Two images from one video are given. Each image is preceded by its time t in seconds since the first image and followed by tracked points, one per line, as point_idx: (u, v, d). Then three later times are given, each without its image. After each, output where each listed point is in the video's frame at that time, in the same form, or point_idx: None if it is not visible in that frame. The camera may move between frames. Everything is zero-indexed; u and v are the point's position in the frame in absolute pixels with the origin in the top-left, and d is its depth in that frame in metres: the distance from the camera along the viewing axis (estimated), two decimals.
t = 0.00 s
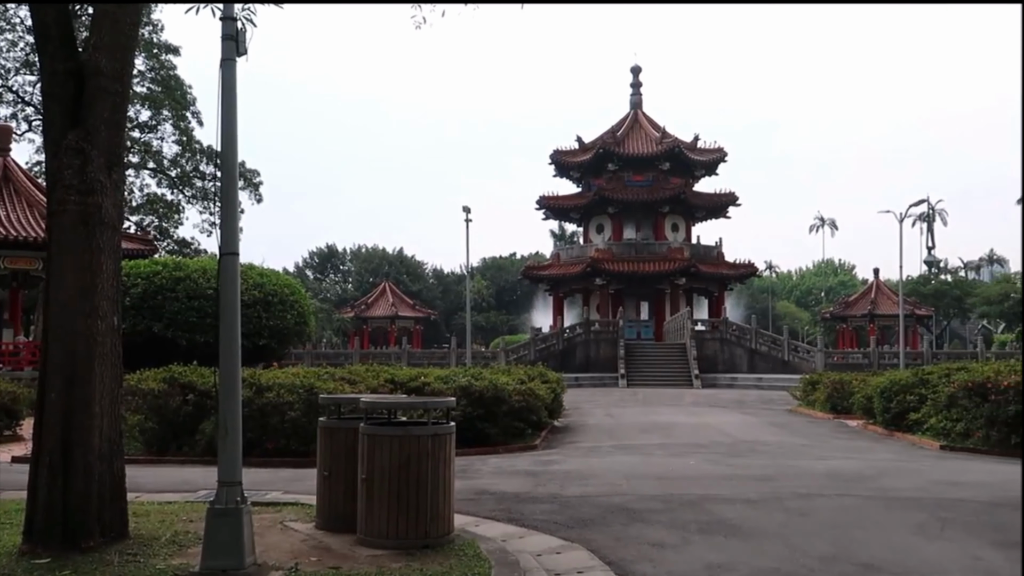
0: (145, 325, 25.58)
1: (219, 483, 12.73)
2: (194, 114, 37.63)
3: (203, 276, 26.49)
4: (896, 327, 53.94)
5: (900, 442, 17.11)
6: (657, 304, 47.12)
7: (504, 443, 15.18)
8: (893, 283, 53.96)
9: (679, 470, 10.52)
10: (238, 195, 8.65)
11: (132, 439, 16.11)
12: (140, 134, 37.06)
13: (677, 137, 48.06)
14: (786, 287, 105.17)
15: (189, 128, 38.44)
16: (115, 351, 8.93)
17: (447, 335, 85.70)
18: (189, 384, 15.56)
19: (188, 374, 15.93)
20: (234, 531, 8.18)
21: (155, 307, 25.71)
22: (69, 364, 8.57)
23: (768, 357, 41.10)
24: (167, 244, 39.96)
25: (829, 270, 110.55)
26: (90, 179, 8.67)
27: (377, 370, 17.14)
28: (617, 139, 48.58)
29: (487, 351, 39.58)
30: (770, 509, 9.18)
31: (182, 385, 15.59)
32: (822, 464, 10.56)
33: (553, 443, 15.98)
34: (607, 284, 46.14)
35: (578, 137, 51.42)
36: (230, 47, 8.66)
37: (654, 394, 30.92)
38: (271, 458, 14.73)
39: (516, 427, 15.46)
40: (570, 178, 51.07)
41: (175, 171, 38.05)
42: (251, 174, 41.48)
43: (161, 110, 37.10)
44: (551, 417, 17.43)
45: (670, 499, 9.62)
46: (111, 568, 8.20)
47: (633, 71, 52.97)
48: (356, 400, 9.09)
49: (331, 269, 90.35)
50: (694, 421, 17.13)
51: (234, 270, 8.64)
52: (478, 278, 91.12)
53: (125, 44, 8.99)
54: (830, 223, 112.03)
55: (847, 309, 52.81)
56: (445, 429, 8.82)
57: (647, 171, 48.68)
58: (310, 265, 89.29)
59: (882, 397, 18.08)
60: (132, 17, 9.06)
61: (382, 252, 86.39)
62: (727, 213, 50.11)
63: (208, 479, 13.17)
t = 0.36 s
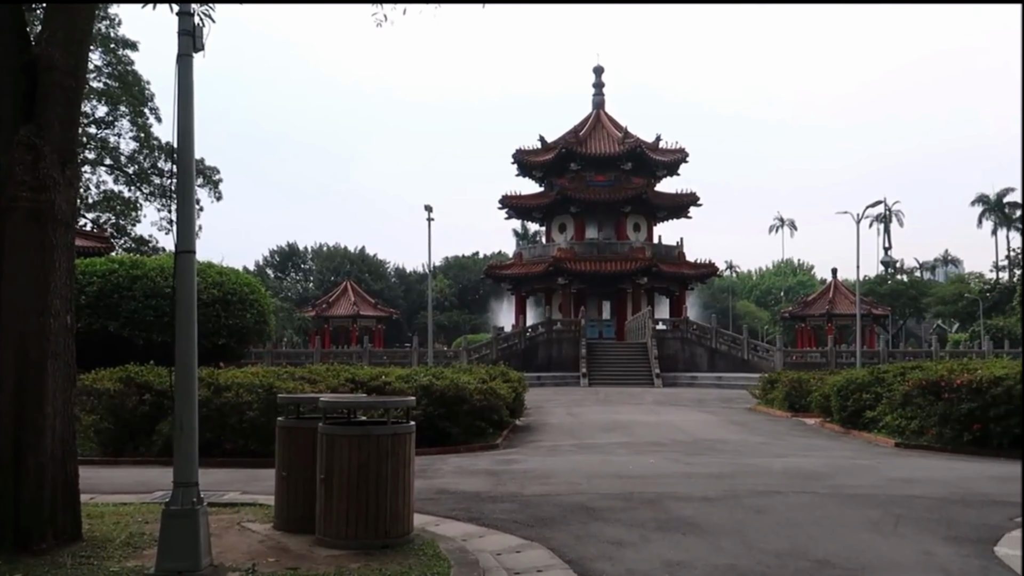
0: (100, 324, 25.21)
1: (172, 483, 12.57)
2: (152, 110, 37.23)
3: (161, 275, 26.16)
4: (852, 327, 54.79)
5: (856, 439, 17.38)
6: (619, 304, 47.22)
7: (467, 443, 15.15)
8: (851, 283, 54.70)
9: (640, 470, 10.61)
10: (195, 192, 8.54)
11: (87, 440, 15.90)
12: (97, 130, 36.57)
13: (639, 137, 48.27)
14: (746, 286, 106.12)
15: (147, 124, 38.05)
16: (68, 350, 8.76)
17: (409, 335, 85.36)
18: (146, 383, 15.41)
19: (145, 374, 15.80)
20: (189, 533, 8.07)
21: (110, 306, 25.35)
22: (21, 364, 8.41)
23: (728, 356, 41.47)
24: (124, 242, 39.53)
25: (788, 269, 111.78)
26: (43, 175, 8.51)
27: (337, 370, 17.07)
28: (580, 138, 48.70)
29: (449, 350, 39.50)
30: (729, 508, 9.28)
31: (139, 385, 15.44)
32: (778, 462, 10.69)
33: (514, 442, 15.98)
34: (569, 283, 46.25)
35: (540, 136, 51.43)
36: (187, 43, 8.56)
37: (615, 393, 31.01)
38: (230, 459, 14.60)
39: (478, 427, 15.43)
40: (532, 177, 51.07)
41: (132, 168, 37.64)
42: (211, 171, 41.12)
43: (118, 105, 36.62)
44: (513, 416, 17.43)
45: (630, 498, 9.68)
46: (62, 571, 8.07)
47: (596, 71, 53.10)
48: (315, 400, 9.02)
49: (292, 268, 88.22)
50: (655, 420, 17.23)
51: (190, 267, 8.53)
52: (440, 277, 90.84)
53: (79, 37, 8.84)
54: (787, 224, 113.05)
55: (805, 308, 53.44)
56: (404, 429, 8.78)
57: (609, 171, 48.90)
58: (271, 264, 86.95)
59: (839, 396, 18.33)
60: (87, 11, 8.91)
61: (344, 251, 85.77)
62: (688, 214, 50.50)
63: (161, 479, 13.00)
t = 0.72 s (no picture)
0: (63, 319, 24.90)
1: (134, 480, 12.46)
2: (116, 102, 36.82)
3: (125, 269, 25.90)
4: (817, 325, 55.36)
5: (820, 435, 17.62)
6: (587, 300, 47.80)
7: (434, 439, 15.15)
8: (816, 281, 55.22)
9: (607, 466, 10.67)
10: (158, 185, 8.44)
11: (49, 436, 15.72)
12: (60, 122, 36.09)
13: (607, 134, 48.38)
14: (713, 283, 106.73)
15: (111, 117, 37.66)
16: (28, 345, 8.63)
17: (377, 331, 85.01)
18: (109, 379, 15.27)
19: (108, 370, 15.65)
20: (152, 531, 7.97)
21: (73, 301, 25.02)
22: None
23: (695, 353, 41.75)
24: (87, 236, 39.08)
25: (754, 266, 112.74)
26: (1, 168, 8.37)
27: (305, 365, 17.01)
28: (549, 135, 48.71)
29: (417, 346, 39.43)
30: (694, 504, 9.36)
31: (102, 381, 15.29)
32: (743, 458, 10.80)
33: (481, 438, 16.01)
34: (537, 280, 46.27)
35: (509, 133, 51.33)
36: (150, 35, 8.46)
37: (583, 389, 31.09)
38: (195, 455, 14.50)
39: (446, 423, 15.43)
40: (502, 174, 51.04)
41: (96, 161, 37.22)
42: (176, 165, 40.71)
43: (82, 97, 36.16)
44: (481, 412, 17.46)
45: (596, 495, 9.74)
46: (22, 570, 7.96)
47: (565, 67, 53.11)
48: (280, 396, 8.96)
49: (259, 263, 85.92)
50: (622, 416, 17.32)
51: (153, 262, 8.42)
52: (408, 273, 90.48)
53: (41, 28, 8.71)
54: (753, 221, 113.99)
55: (772, 306, 53.86)
56: (370, 426, 8.75)
57: (577, 168, 49.03)
58: (238, 259, 85.71)
59: (804, 391, 18.51)
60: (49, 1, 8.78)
61: (312, 246, 85.15)
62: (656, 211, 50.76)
63: (122, 475, 12.88)
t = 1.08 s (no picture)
0: (14, 319, 24.46)
1: (83, 483, 12.24)
2: (70, 99, 36.24)
3: (78, 268, 25.52)
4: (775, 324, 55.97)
5: (776, 433, 17.84)
6: (547, 300, 48.06)
7: (392, 440, 15.09)
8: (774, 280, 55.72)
9: (566, 466, 10.72)
10: (112, 183, 8.32)
11: None
12: (12, 118, 35.42)
13: (568, 134, 48.50)
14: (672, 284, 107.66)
15: (65, 113, 37.08)
16: None
17: (336, 331, 84.47)
18: (61, 380, 15.06)
19: (60, 370, 15.43)
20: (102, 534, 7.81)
21: (25, 300, 24.60)
22: None
23: (654, 352, 42.05)
24: (39, 234, 38.43)
25: (713, 266, 113.87)
26: None
27: (263, 365, 16.88)
28: (510, 134, 48.70)
29: (376, 346, 39.29)
30: (652, 503, 9.43)
31: (53, 381, 15.06)
32: (701, 456, 10.91)
33: (441, 438, 15.98)
34: (498, 279, 46.28)
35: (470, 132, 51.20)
36: (103, 31, 8.34)
37: (543, 388, 31.11)
38: (149, 457, 14.31)
39: (405, 423, 15.38)
40: (463, 173, 50.96)
41: (50, 159, 36.62)
42: (132, 163, 40.10)
43: (35, 93, 35.52)
44: (440, 412, 17.43)
45: (555, 494, 9.77)
46: None
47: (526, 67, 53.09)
48: (236, 396, 8.87)
49: (216, 262, 85.25)
50: (581, 415, 17.39)
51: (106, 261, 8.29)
52: (368, 272, 90.02)
53: None
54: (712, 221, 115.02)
55: (730, 306, 54.29)
56: (328, 426, 8.69)
57: (538, 168, 49.10)
58: (195, 259, 84.66)
59: (761, 390, 18.73)
60: None
61: (270, 245, 84.19)
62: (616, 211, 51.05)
63: (70, 477, 12.67)
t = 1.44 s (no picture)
0: None
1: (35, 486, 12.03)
2: (24, 95, 35.54)
3: (31, 268, 25.24)
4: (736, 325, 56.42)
5: (734, 433, 18.01)
6: (509, 301, 48.03)
7: (353, 441, 15.01)
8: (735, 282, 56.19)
9: (527, 467, 10.75)
10: (64, 181, 8.19)
11: None
12: None
13: (530, 135, 48.59)
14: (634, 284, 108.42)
15: (19, 110, 36.37)
16: None
17: (297, 331, 83.87)
18: (13, 381, 14.86)
19: (12, 372, 15.24)
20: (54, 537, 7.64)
21: None
22: None
23: (615, 352, 42.20)
24: None
25: (674, 267, 114.79)
26: None
27: (221, 367, 16.75)
28: (472, 135, 48.65)
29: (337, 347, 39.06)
30: (612, 504, 9.48)
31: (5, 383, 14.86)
32: (659, 456, 10.99)
33: (402, 439, 15.94)
34: (460, 279, 46.22)
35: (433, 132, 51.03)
36: (55, 27, 8.21)
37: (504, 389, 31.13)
38: (104, 459, 14.12)
39: (365, 425, 15.33)
40: (425, 173, 50.79)
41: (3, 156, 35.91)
42: (87, 160, 39.57)
43: None
44: (401, 413, 17.38)
45: (517, 495, 9.80)
46: None
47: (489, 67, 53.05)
48: (193, 398, 8.79)
49: (175, 262, 83.14)
50: (542, 415, 17.43)
51: (58, 259, 8.14)
52: (330, 272, 89.45)
53: None
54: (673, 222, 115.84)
55: (691, 306, 54.84)
56: (285, 427, 8.63)
57: (501, 168, 49.17)
58: (153, 259, 83.22)
59: (720, 390, 18.89)
60: None
61: (230, 244, 83.07)
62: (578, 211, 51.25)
63: (20, 480, 12.44)
